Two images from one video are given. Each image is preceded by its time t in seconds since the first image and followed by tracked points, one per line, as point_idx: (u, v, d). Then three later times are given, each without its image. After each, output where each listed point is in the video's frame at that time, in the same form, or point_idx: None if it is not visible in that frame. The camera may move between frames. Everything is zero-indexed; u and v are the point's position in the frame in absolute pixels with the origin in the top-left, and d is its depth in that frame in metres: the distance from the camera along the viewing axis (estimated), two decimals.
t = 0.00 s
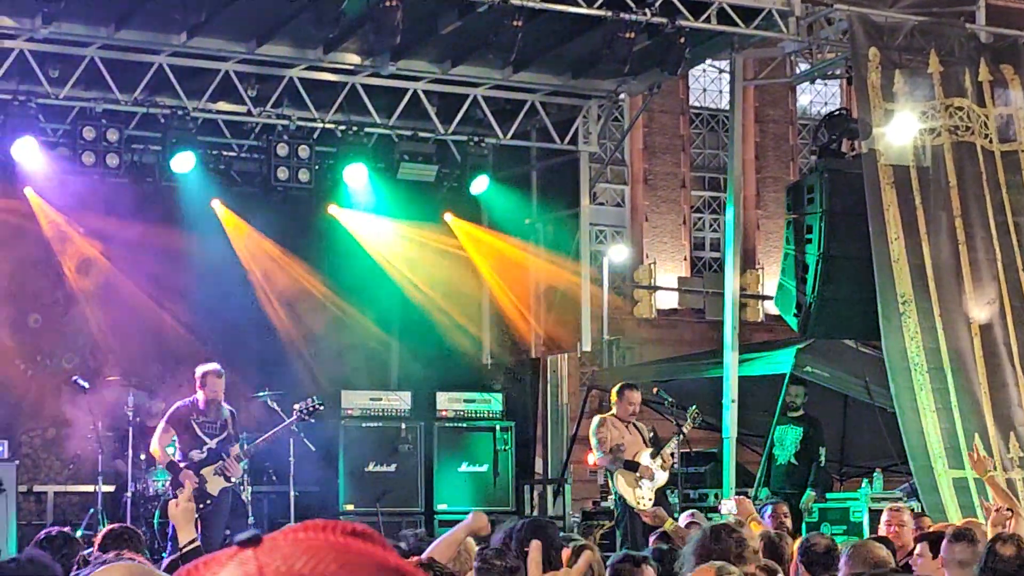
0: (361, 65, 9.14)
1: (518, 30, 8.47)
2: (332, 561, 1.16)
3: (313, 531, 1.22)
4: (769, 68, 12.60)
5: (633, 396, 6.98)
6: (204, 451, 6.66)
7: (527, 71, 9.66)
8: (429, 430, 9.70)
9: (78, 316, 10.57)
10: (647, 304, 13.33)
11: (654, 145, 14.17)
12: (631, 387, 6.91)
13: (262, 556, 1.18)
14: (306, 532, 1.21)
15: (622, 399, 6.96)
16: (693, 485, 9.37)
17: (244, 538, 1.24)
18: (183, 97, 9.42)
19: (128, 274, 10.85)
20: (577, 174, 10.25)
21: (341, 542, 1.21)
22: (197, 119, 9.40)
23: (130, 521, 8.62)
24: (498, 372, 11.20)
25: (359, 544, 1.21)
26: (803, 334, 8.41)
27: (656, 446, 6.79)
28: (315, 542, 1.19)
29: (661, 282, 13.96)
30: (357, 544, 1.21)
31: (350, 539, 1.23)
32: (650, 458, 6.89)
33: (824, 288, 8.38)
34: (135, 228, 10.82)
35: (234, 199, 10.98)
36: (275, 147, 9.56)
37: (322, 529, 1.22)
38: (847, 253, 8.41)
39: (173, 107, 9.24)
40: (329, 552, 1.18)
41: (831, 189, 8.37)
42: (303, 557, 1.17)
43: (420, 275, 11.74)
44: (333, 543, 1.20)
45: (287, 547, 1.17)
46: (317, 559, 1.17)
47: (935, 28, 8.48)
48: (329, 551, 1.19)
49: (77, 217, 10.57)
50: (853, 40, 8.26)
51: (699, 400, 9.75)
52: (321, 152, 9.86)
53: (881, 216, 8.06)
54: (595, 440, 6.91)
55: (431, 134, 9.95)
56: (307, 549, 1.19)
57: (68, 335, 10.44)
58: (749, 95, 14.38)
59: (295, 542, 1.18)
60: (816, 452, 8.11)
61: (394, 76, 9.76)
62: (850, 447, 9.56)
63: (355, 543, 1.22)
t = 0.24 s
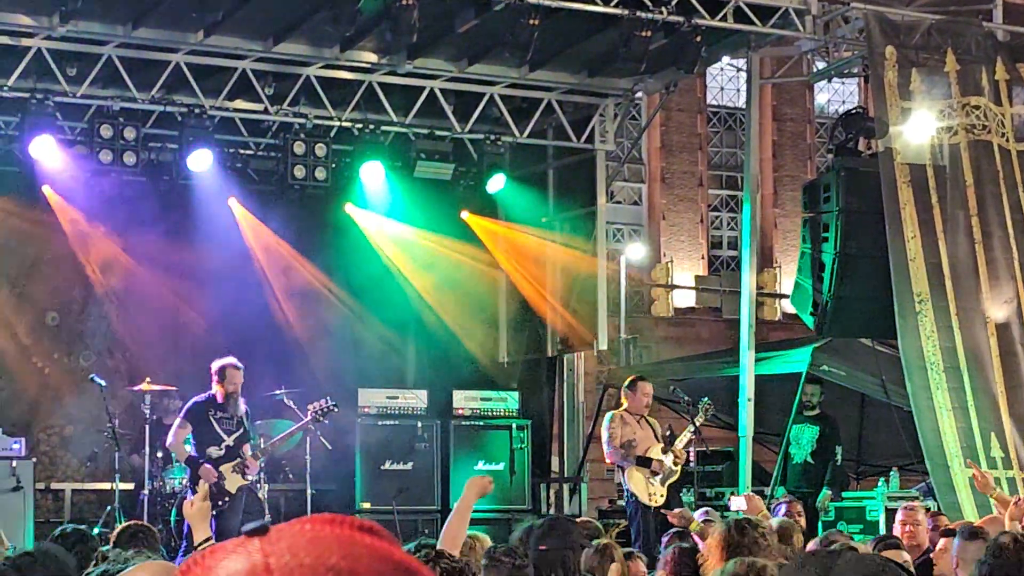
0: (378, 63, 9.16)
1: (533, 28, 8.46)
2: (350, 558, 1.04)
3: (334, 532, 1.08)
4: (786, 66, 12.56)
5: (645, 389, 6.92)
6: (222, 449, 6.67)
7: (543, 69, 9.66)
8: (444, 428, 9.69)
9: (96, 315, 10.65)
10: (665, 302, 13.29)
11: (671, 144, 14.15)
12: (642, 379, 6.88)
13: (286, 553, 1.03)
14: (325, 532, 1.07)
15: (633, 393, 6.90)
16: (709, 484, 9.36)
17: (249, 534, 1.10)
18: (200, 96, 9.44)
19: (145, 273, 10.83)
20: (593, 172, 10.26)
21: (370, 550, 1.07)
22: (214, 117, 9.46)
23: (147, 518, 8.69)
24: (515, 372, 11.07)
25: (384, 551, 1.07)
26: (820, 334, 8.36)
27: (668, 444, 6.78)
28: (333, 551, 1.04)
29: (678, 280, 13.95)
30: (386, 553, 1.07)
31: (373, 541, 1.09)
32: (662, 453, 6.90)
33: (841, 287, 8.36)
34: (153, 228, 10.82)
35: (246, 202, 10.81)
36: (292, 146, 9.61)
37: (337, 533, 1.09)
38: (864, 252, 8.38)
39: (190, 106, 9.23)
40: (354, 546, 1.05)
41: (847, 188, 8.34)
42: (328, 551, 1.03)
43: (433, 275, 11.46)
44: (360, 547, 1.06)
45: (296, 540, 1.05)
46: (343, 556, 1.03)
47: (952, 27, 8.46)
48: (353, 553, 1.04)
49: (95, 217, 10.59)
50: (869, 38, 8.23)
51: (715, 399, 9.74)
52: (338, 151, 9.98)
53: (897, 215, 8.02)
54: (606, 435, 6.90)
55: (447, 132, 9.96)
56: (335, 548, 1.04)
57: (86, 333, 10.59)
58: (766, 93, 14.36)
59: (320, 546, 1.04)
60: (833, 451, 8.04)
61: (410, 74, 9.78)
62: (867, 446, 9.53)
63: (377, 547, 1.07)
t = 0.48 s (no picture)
0: (389, 46, 9.16)
1: (545, 10, 8.44)
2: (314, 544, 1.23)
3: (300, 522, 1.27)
4: (798, 48, 12.51)
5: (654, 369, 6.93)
6: (232, 431, 6.69)
7: (554, 51, 9.63)
8: (456, 410, 9.71)
9: (109, 294, 10.60)
10: (677, 284, 13.28)
11: (684, 126, 14.12)
12: (651, 355, 6.89)
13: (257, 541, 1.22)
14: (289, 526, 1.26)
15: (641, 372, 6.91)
16: (720, 466, 9.37)
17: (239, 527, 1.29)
18: (212, 77, 9.45)
19: (158, 252, 10.82)
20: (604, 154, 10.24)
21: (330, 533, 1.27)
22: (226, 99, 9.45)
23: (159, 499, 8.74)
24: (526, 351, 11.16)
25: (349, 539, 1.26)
26: (831, 316, 8.35)
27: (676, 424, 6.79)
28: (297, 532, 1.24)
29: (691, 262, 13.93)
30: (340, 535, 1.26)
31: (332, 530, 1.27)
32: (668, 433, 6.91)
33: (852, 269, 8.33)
34: (166, 208, 10.82)
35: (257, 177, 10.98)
36: (304, 128, 9.61)
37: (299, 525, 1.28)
38: (875, 235, 8.35)
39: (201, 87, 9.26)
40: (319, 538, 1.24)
41: (858, 170, 8.31)
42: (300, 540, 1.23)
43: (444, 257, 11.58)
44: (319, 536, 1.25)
45: (281, 530, 1.24)
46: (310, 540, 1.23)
47: (965, 8, 8.41)
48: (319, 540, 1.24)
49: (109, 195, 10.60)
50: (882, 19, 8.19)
51: (726, 382, 9.74)
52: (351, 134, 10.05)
53: (909, 197, 7.98)
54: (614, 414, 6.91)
55: (459, 114, 9.95)
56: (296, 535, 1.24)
57: (98, 314, 10.55)
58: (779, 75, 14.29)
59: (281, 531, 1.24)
60: (844, 433, 7.96)
61: (422, 56, 9.77)
62: (878, 428, 9.52)
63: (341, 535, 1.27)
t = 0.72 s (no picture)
0: (395, 18, 9.15)
1: None
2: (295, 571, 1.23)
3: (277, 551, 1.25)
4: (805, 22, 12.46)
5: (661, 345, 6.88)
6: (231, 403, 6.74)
7: (561, 24, 9.57)
8: (461, 383, 9.74)
9: (115, 265, 10.64)
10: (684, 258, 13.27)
11: (691, 100, 14.08)
12: (657, 338, 6.83)
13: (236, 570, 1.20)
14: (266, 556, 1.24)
15: (650, 350, 6.86)
16: (724, 439, 9.40)
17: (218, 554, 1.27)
18: (218, 50, 9.39)
19: (164, 222, 10.79)
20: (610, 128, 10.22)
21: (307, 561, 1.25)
22: (233, 71, 9.36)
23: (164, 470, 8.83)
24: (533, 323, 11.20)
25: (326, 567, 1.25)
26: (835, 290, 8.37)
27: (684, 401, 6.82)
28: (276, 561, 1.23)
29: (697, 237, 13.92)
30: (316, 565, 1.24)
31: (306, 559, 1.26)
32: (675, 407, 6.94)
33: (858, 243, 8.33)
34: (172, 180, 10.78)
35: (261, 149, 10.91)
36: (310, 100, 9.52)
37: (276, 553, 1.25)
38: (881, 209, 8.35)
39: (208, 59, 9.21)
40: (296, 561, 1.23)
41: (864, 144, 8.29)
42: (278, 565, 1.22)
43: (449, 227, 11.70)
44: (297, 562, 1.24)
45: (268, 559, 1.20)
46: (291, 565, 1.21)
47: None
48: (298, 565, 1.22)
49: (115, 166, 10.58)
50: None
51: (731, 356, 9.76)
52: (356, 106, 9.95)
53: (915, 172, 7.94)
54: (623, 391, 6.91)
55: (465, 87, 9.93)
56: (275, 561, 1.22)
57: (104, 287, 10.58)
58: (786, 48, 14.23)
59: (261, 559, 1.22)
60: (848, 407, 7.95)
61: (428, 29, 9.72)
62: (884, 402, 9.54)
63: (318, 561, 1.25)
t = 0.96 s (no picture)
0: (408, 16, 9.12)
1: None
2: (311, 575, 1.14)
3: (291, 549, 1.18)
4: (818, 23, 12.42)
5: (670, 342, 6.90)
6: (234, 401, 6.69)
7: (574, 23, 9.52)
8: (473, 382, 9.72)
9: (127, 262, 10.58)
10: (696, 259, 13.25)
11: (705, 101, 14.04)
12: (669, 333, 6.86)
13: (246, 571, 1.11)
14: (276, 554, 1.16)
15: (659, 347, 6.88)
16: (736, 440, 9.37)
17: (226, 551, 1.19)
18: (231, 48, 9.40)
19: (174, 219, 10.79)
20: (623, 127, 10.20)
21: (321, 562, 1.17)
22: (246, 69, 9.38)
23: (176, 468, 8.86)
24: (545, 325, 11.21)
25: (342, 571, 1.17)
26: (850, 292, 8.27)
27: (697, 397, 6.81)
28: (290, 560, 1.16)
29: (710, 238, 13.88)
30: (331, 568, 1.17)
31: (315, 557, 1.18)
32: (686, 406, 6.92)
33: (871, 244, 8.29)
34: (184, 177, 10.84)
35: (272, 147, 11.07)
36: (322, 98, 9.59)
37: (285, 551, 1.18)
38: (895, 209, 8.30)
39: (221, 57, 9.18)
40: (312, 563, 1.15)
41: (877, 145, 8.25)
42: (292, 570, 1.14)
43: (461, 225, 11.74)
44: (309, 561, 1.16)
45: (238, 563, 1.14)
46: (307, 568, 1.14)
47: None
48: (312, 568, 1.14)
49: (126, 163, 10.61)
50: None
51: (743, 356, 9.71)
52: (369, 104, 9.80)
53: (928, 172, 7.92)
54: (633, 390, 6.92)
55: (478, 86, 9.91)
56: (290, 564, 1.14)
57: (115, 285, 10.55)
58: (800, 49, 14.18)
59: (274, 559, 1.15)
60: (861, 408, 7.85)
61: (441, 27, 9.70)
62: (896, 404, 9.50)
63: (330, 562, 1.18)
